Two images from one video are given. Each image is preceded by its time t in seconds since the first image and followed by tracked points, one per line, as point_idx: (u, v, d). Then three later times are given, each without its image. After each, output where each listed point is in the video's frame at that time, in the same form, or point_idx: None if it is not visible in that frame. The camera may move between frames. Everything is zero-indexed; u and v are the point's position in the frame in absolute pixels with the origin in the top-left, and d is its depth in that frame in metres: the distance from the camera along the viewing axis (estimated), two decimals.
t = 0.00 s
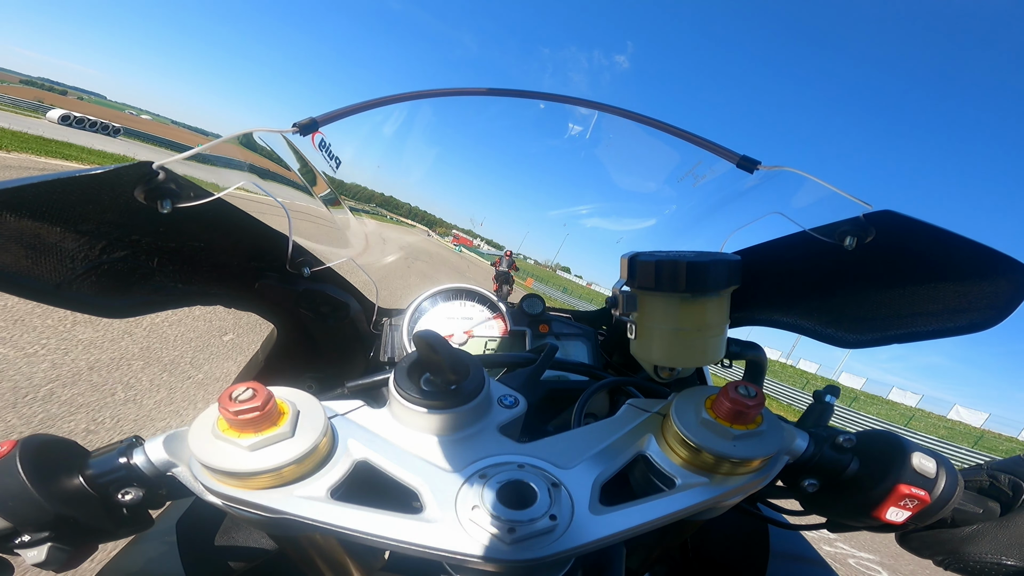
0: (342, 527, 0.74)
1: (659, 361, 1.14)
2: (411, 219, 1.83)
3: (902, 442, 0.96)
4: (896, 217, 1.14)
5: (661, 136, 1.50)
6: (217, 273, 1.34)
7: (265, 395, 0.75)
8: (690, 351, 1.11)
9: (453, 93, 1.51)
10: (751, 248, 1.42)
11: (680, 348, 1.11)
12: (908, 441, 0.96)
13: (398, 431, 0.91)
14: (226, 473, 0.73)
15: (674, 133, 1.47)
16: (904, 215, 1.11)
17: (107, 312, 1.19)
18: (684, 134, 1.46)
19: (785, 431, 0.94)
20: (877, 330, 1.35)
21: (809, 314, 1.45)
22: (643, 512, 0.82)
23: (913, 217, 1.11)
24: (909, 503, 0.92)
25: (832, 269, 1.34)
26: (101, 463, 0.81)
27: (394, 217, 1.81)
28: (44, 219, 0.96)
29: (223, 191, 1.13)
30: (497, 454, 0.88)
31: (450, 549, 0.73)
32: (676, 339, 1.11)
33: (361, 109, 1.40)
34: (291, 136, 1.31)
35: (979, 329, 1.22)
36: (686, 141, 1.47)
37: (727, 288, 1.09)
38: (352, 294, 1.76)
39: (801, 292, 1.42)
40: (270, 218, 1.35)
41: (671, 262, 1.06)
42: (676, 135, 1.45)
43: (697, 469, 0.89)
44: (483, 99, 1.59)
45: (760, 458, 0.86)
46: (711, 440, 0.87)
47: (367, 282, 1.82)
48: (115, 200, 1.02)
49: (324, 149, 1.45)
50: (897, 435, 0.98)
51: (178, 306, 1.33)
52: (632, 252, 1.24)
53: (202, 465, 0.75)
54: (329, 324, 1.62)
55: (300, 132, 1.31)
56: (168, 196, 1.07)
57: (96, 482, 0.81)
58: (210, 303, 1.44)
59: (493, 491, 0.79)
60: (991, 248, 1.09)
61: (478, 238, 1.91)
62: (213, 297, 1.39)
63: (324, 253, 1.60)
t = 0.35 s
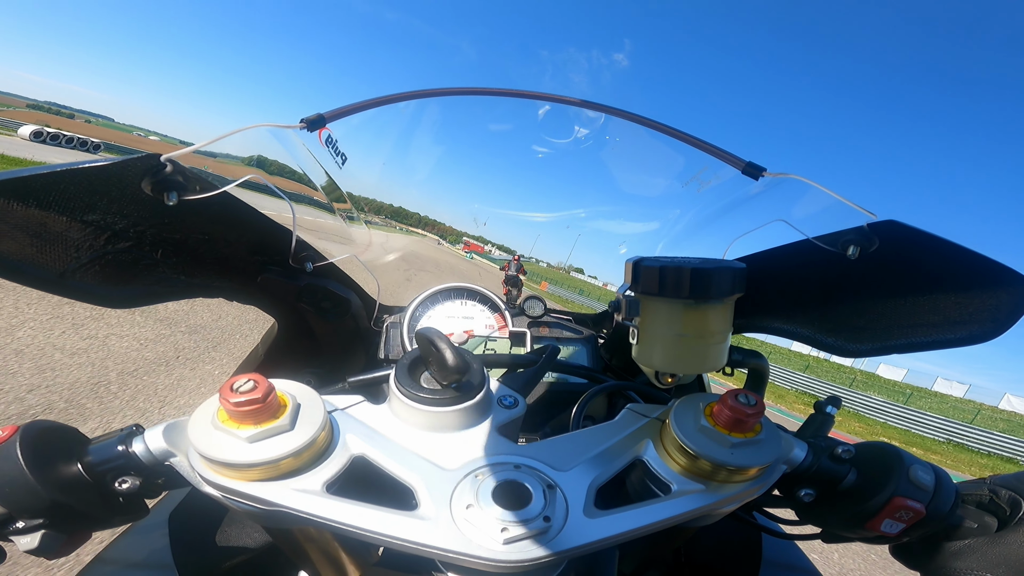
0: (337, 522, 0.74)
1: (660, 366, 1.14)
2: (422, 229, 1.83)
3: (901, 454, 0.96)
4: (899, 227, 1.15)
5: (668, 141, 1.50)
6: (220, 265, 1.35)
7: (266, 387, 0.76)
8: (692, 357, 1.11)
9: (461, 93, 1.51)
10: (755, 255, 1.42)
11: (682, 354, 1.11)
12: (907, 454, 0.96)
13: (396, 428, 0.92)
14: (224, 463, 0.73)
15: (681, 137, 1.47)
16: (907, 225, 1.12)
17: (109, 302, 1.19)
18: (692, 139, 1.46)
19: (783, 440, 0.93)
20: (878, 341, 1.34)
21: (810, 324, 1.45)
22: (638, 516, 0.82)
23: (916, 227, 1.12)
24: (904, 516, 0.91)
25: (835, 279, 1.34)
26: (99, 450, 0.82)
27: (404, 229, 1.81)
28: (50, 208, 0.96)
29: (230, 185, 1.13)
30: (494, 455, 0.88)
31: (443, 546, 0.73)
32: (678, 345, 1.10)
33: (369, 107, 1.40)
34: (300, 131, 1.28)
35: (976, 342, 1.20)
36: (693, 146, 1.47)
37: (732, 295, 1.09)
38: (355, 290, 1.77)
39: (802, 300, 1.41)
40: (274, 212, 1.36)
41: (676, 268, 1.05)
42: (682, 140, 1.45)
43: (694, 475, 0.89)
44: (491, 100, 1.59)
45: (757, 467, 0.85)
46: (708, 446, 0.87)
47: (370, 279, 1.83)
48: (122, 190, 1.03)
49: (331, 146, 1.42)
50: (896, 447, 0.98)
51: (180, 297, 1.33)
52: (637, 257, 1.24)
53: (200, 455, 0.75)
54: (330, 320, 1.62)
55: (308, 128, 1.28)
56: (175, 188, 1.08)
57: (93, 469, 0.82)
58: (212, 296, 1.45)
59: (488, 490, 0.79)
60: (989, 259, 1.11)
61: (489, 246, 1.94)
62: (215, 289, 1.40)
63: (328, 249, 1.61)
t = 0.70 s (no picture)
0: (335, 520, 0.74)
1: (663, 372, 1.14)
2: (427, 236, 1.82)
3: (903, 465, 0.95)
4: (906, 237, 1.13)
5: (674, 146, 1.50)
6: (223, 262, 1.36)
7: (269, 384, 0.76)
8: (695, 364, 1.11)
9: (467, 94, 1.51)
10: (759, 262, 1.41)
11: (685, 361, 1.11)
12: (908, 465, 0.95)
13: (397, 428, 0.92)
14: (225, 459, 0.73)
15: (687, 143, 1.47)
16: (914, 235, 1.11)
17: (114, 296, 1.21)
18: (698, 145, 1.46)
19: (784, 449, 0.93)
20: (880, 350, 1.34)
21: (812, 331, 1.44)
22: (636, 521, 0.82)
23: (923, 237, 1.11)
24: (902, 526, 0.91)
25: (839, 288, 1.33)
26: (101, 444, 0.82)
27: (408, 234, 1.79)
28: (57, 203, 0.97)
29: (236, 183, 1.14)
30: (494, 456, 0.88)
31: (441, 547, 0.73)
32: (681, 352, 1.10)
33: (377, 106, 1.41)
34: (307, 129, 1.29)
35: (980, 352, 1.19)
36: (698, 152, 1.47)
37: (737, 303, 1.08)
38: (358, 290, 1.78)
39: (805, 308, 1.42)
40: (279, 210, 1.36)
41: (681, 275, 1.05)
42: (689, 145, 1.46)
43: (693, 481, 0.89)
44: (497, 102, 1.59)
45: (758, 475, 0.85)
46: (709, 454, 0.87)
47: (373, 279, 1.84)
48: (130, 187, 1.04)
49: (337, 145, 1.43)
50: (897, 458, 0.97)
51: (184, 292, 1.34)
52: (641, 262, 1.24)
53: (201, 449, 0.76)
54: (333, 319, 1.63)
55: (315, 127, 1.30)
56: (182, 185, 1.09)
57: (94, 463, 0.82)
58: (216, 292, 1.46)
59: (487, 492, 0.79)
60: (992, 269, 1.09)
61: (494, 249, 1.94)
62: (219, 286, 1.41)
63: (332, 248, 1.61)
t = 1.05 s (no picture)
0: (334, 521, 0.74)
1: (664, 376, 1.14)
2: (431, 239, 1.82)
3: (904, 470, 0.95)
4: (909, 243, 1.11)
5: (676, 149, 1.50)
6: (225, 262, 1.36)
7: (270, 384, 0.76)
8: (696, 368, 1.11)
9: (471, 96, 1.52)
10: (762, 266, 1.41)
11: (686, 365, 1.10)
12: (910, 469, 0.95)
13: (397, 430, 0.92)
14: (224, 460, 0.73)
15: (690, 145, 1.47)
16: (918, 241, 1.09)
17: (116, 295, 1.21)
18: (701, 148, 1.46)
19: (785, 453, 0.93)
20: (882, 353, 1.34)
21: (814, 335, 1.44)
22: (635, 524, 0.81)
23: (926, 243, 1.09)
24: (903, 531, 0.90)
25: (842, 292, 1.33)
26: (100, 442, 0.83)
27: (409, 238, 1.78)
28: (60, 202, 0.98)
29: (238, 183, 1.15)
30: (493, 458, 0.88)
31: (439, 548, 0.73)
32: (682, 355, 1.10)
33: (381, 107, 1.42)
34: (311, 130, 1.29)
35: (982, 357, 1.20)
36: (701, 155, 1.47)
37: (739, 307, 1.08)
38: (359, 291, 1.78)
39: (807, 312, 1.41)
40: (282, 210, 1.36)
41: (682, 279, 1.05)
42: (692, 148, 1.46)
43: (693, 485, 0.88)
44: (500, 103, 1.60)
45: (758, 479, 0.85)
46: (709, 457, 0.86)
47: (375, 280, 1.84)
48: (133, 186, 1.04)
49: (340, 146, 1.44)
50: (898, 462, 0.97)
51: (186, 291, 1.35)
52: (644, 265, 1.24)
53: (200, 449, 0.76)
54: (335, 319, 1.63)
55: (318, 128, 1.30)
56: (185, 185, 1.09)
57: (93, 461, 0.82)
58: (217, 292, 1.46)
59: (487, 494, 0.79)
60: (994, 273, 1.08)
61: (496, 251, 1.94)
62: (221, 286, 1.41)
63: (334, 249, 1.62)
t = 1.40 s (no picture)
0: (334, 521, 0.74)
1: (665, 377, 1.14)
2: (432, 242, 1.91)
3: (906, 472, 0.94)
4: (912, 245, 1.11)
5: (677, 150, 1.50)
6: (226, 262, 1.36)
7: (272, 384, 0.76)
8: (698, 370, 1.10)
9: (473, 97, 1.52)
10: (763, 267, 1.41)
11: (688, 366, 1.10)
12: (911, 471, 0.95)
13: (398, 430, 0.92)
14: (226, 459, 0.74)
15: (692, 146, 1.47)
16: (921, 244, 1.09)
17: (118, 295, 1.21)
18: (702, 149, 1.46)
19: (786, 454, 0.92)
20: (883, 354, 1.34)
21: (815, 336, 1.44)
22: (636, 525, 0.81)
23: (928, 246, 1.09)
24: (905, 532, 0.90)
25: (843, 294, 1.33)
26: (103, 441, 0.83)
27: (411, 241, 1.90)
28: (64, 202, 0.98)
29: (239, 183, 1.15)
30: (494, 459, 0.88)
31: (439, 549, 0.73)
32: (683, 356, 1.10)
33: (382, 108, 1.42)
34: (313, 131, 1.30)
35: (983, 358, 1.20)
36: (702, 156, 1.47)
37: (741, 308, 1.08)
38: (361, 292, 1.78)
39: (808, 314, 1.41)
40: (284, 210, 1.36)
41: (683, 280, 1.05)
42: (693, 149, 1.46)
43: (694, 487, 0.88)
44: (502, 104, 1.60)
45: (759, 480, 0.85)
46: (710, 459, 0.86)
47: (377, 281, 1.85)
48: (136, 186, 1.05)
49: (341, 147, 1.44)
50: (901, 464, 0.97)
51: (187, 292, 1.35)
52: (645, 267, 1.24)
53: (202, 448, 0.76)
54: (337, 320, 1.63)
55: (320, 130, 1.31)
56: (188, 185, 1.09)
57: (97, 460, 0.83)
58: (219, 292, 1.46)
59: (487, 494, 0.79)
60: (994, 274, 1.08)
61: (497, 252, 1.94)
62: (222, 286, 1.41)
63: (336, 249, 1.62)
